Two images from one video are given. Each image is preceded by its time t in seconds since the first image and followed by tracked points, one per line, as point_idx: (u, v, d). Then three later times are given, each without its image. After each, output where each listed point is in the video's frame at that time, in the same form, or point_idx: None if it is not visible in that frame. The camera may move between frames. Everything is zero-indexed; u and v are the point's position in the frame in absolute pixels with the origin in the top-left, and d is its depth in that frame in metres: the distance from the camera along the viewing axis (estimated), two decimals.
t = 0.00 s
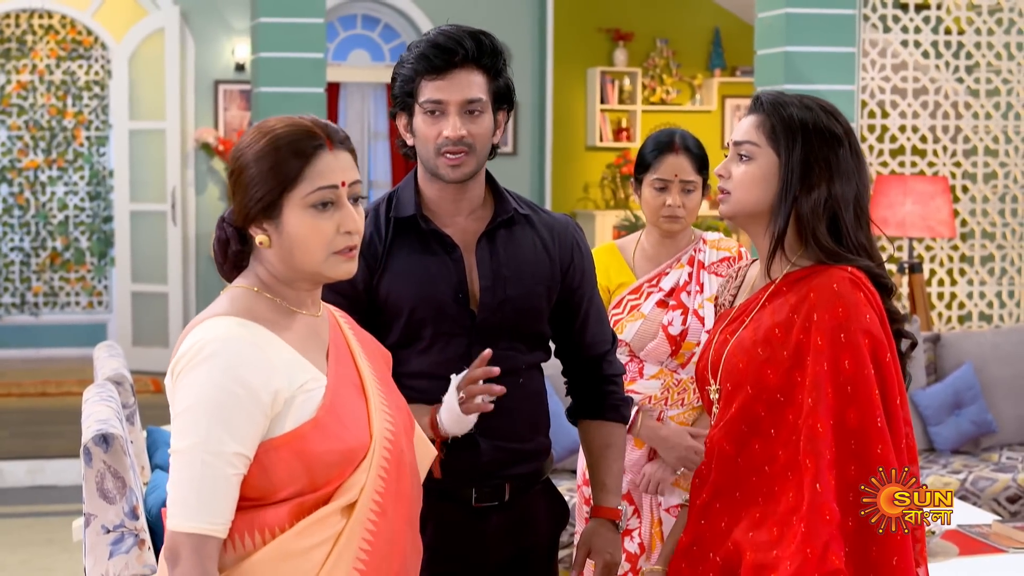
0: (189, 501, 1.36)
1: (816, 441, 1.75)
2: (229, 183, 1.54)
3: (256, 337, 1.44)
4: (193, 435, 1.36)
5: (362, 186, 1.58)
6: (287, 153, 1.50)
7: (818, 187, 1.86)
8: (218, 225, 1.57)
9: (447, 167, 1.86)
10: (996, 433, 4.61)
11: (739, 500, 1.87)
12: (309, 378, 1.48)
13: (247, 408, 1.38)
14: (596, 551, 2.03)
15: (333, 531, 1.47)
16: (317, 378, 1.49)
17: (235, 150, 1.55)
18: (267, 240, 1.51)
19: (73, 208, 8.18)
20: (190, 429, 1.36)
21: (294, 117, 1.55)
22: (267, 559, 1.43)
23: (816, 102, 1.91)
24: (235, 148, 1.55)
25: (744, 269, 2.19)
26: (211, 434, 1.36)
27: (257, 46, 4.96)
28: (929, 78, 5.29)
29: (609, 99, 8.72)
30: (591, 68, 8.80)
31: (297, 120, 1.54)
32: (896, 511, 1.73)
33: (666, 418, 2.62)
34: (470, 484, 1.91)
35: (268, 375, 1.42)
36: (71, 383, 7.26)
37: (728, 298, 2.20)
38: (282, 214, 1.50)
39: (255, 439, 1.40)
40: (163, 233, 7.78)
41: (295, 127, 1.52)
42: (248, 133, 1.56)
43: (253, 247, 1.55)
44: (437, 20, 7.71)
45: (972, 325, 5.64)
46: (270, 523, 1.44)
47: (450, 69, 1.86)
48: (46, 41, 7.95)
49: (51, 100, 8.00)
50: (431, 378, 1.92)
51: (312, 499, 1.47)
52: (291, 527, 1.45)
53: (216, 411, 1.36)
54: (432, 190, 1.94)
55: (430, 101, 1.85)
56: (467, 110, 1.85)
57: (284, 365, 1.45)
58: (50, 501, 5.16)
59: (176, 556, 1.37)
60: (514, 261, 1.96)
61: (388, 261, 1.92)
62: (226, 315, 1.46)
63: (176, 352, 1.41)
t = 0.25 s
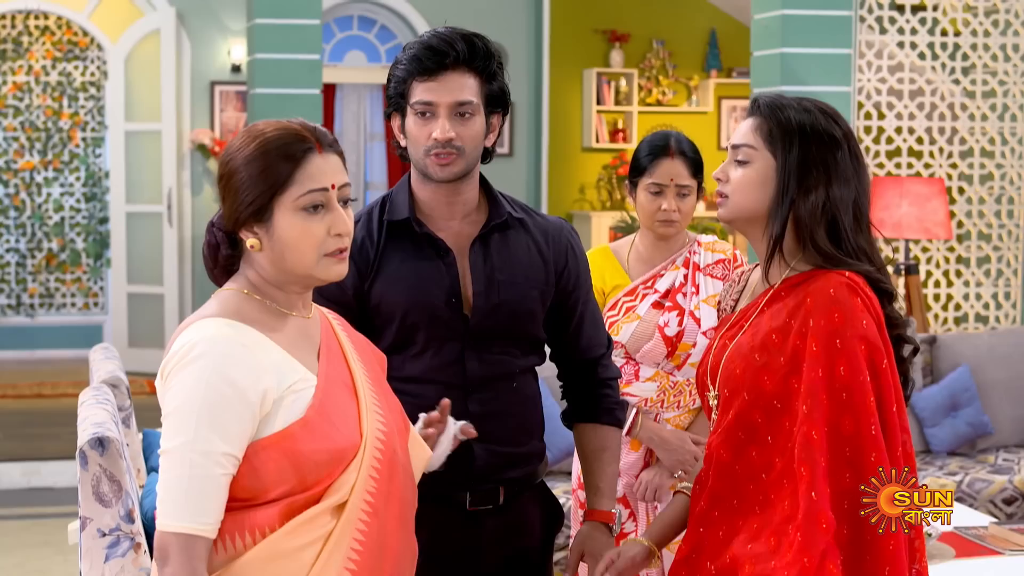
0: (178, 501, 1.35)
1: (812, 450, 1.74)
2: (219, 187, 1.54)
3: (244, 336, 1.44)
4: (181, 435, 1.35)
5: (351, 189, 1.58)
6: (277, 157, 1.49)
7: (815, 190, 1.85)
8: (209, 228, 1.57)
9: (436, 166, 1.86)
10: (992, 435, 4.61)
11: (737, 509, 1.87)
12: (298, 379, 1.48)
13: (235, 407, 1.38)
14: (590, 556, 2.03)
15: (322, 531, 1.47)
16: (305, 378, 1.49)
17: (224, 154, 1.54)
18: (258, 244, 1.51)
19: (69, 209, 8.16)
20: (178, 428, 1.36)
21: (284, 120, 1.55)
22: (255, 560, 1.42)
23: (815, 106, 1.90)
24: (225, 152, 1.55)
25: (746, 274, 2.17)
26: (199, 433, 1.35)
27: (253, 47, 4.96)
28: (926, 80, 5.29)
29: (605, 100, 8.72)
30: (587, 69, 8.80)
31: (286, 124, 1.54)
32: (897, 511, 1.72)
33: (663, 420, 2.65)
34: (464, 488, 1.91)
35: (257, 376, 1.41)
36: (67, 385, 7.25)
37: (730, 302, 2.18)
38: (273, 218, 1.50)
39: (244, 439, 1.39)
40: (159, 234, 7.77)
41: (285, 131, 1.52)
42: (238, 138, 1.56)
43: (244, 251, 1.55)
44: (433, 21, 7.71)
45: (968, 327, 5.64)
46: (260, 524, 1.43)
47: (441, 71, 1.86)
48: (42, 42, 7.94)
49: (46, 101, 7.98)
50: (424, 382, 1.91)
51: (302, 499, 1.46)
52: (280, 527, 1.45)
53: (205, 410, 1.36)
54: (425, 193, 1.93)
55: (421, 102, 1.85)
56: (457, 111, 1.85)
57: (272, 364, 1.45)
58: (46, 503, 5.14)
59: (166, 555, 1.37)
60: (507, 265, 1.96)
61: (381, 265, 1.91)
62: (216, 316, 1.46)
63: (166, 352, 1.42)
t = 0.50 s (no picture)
0: (165, 505, 1.35)
1: (801, 457, 1.74)
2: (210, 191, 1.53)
3: (233, 340, 1.44)
4: (170, 438, 1.35)
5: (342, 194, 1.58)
6: (268, 162, 1.49)
7: (810, 195, 1.85)
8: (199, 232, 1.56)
9: (426, 173, 1.86)
10: (987, 436, 4.62)
11: (732, 517, 1.87)
12: (286, 383, 1.47)
13: (223, 411, 1.38)
14: (584, 560, 2.03)
15: (309, 535, 1.47)
16: (294, 382, 1.48)
17: (215, 157, 1.54)
18: (248, 248, 1.51)
19: (63, 210, 8.15)
20: (167, 432, 1.36)
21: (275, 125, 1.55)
22: (242, 564, 1.42)
23: (812, 110, 1.90)
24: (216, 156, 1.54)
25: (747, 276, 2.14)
26: (187, 437, 1.35)
27: (247, 49, 4.95)
28: (920, 81, 5.30)
29: (600, 101, 8.72)
30: (582, 70, 8.79)
31: (278, 129, 1.54)
32: (896, 511, 1.72)
33: (658, 423, 2.63)
34: (456, 492, 1.91)
35: (245, 380, 1.41)
36: (61, 386, 7.23)
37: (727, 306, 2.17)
38: (264, 223, 1.50)
39: (232, 443, 1.39)
40: (153, 235, 7.77)
41: (277, 136, 1.51)
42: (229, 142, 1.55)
43: (234, 255, 1.54)
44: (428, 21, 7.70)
45: (963, 328, 5.65)
46: (247, 527, 1.43)
47: (430, 76, 1.85)
48: (36, 42, 7.92)
49: (40, 102, 7.97)
50: (416, 386, 1.91)
51: (289, 503, 1.45)
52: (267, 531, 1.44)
53: (193, 414, 1.36)
54: (417, 197, 1.93)
55: (411, 108, 1.85)
56: (446, 117, 1.84)
57: (261, 369, 1.45)
58: (40, 504, 5.13)
59: (152, 558, 1.37)
60: (500, 269, 1.96)
61: (372, 269, 1.91)
62: (207, 318, 1.46)
63: (156, 354, 1.42)
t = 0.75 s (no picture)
0: (148, 513, 1.35)
1: (785, 469, 1.73)
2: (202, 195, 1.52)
3: (219, 348, 1.44)
4: (154, 446, 1.35)
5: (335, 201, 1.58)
6: (262, 168, 1.48)
7: (797, 201, 1.84)
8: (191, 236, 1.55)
9: (416, 178, 1.86)
10: (982, 437, 4.63)
11: (725, 526, 1.86)
12: (271, 394, 1.47)
13: (207, 420, 1.37)
14: (580, 563, 2.02)
15: (293, 544, 1.46)
16: (280, 393, 1.48)
17: (207, 161, 1.53)
18: (240, 254, 1.50)
19: (56, 210, 8.12)
20: (151, 440, 1.35)
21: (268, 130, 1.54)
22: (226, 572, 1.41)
23: (797, 113, 1.89)
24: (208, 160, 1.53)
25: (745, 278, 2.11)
26: (172, 446, 1.35)
27: (240, 50, 4.93)
28: (915, 81, 5.29)
29: (594, 101, 8.72)
30: (576, 70, 8.78)
31: (270, 134, 1.53)
32: (896, 510, 1.74)
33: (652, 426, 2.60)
34: (450, 495, 1.90)
35: (231, 390, 1.41)
36: (54, 387, 7.21)
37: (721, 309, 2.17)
38: (256, 229, 1.49)
39: (216, 453, 1.39)
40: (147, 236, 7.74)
41: (270, 142, 1.50)
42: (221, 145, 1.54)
43: (225, 261, 1.53)
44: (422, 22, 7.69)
45: (957, 329, 5.65)
46: (229, 534, 1.42)
47: (422, 82, 1.84)
48: (28, 42, 7.89)
49: (33, 102, 7.93)
50: (410, 390, 1.90)
51: (272, 512, 1.44)
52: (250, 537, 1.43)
53: (178, 422, 1.35)
54: (410, 201, 1.92)
55: (402, 113, 1.84)
56: (438, 124, 1.84)
57: (246, 379, 1.44)
58: (32, 507, 5.11)
59: (134, 565, 1.36)
60: (494, 272, 1.95)
61: (365, 272, 1.90)
62: (194, 326, 1.46)
63: (142, 361, 1.41)
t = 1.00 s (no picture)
0: (138, 520, 1.34)
1: (777, 476, 1.72)
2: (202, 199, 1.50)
3: (212, 357, 1.43)
4: (146, 453, 1.34)
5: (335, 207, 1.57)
6: (266, 173, 1.47)
7: (788, 203, 1.82)
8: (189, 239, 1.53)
9: (416, 181, 1.85)
10: (983, 440, 4.61)
11: (717, 528, 1.86)
12: (264, 403, 1.46)
13: (199, 429, 1.36)
14: (583, 565, 2.03)
15: (285, 552, 1.45)
16: (271, 402, 1.47)
17: (208, 165, 1.51)
18: (240, 259, 1.49)
19: (56, 211, 8.11)
20: (142, 447, 1.34)
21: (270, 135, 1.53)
22: None
23: (785, 114, 1.87)
24: (208, 164, 1.52)
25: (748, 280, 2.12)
26: (164, 453, 1.34)
27: (240, 50, 4.92)
28: (917, 82, 5.28)
29: (595, 102, 8.71)
30: (577, 71, 8.77)
31: (272, 139, 1.52)
32: (895, 510, 1.74)
33: (654, 429, 2.62)
34: (451, 498, 1.89)
35: (222, 398, 1.40)
36: (54, 388, 7.20)
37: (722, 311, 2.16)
38: (257, 235, 1.48)
39: (207, 461, 1.38)
40: (147, 236, 7.73)
41: (273, 147, 1.50)
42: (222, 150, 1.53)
43: (224, 265, 1.52)
44: (423, 22, 7.68)
45: (959, 331, 5.64)
46: (218, 540, 1.41)
47: (423, 85, 1.83)
48: (28, 43, 7.88)
49: (33, 103, 7.92)
50: (410, 393, 1.89)
51: (261, 519, 1.44)
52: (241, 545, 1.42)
53: (170, 430, 1.35)
54: (411, 202, 1.92)
55: (402, 116, 1.83)
56: (439, 127, 1.83)
57: (238, 387, 1.43)
58: (32, 508, 5.10)
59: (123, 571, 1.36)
60: (495, 273, 1.94)
61: (365, 274, 1.89)
62: (187, 332, 1.45)
63: (134, 365, 1.40)
